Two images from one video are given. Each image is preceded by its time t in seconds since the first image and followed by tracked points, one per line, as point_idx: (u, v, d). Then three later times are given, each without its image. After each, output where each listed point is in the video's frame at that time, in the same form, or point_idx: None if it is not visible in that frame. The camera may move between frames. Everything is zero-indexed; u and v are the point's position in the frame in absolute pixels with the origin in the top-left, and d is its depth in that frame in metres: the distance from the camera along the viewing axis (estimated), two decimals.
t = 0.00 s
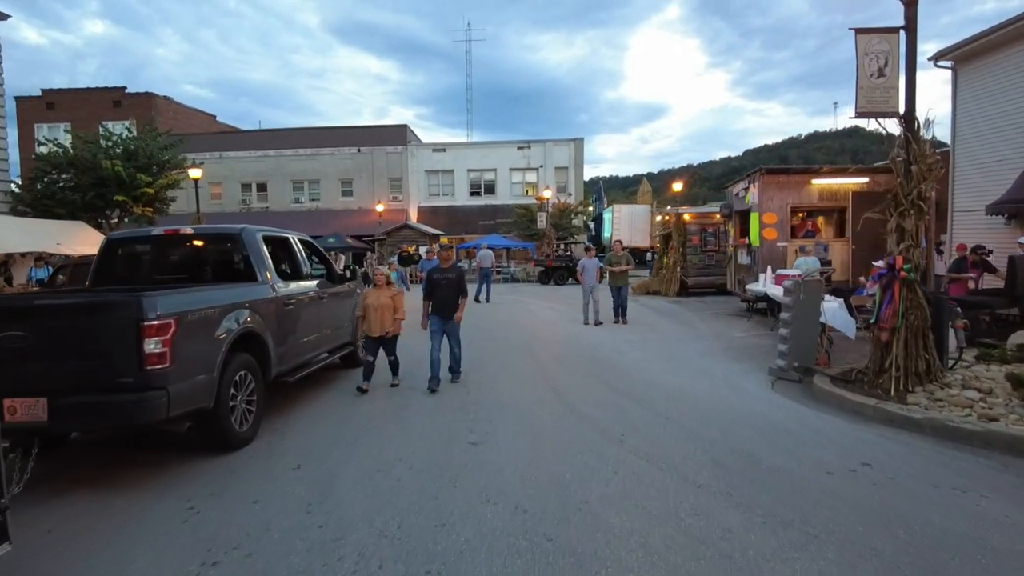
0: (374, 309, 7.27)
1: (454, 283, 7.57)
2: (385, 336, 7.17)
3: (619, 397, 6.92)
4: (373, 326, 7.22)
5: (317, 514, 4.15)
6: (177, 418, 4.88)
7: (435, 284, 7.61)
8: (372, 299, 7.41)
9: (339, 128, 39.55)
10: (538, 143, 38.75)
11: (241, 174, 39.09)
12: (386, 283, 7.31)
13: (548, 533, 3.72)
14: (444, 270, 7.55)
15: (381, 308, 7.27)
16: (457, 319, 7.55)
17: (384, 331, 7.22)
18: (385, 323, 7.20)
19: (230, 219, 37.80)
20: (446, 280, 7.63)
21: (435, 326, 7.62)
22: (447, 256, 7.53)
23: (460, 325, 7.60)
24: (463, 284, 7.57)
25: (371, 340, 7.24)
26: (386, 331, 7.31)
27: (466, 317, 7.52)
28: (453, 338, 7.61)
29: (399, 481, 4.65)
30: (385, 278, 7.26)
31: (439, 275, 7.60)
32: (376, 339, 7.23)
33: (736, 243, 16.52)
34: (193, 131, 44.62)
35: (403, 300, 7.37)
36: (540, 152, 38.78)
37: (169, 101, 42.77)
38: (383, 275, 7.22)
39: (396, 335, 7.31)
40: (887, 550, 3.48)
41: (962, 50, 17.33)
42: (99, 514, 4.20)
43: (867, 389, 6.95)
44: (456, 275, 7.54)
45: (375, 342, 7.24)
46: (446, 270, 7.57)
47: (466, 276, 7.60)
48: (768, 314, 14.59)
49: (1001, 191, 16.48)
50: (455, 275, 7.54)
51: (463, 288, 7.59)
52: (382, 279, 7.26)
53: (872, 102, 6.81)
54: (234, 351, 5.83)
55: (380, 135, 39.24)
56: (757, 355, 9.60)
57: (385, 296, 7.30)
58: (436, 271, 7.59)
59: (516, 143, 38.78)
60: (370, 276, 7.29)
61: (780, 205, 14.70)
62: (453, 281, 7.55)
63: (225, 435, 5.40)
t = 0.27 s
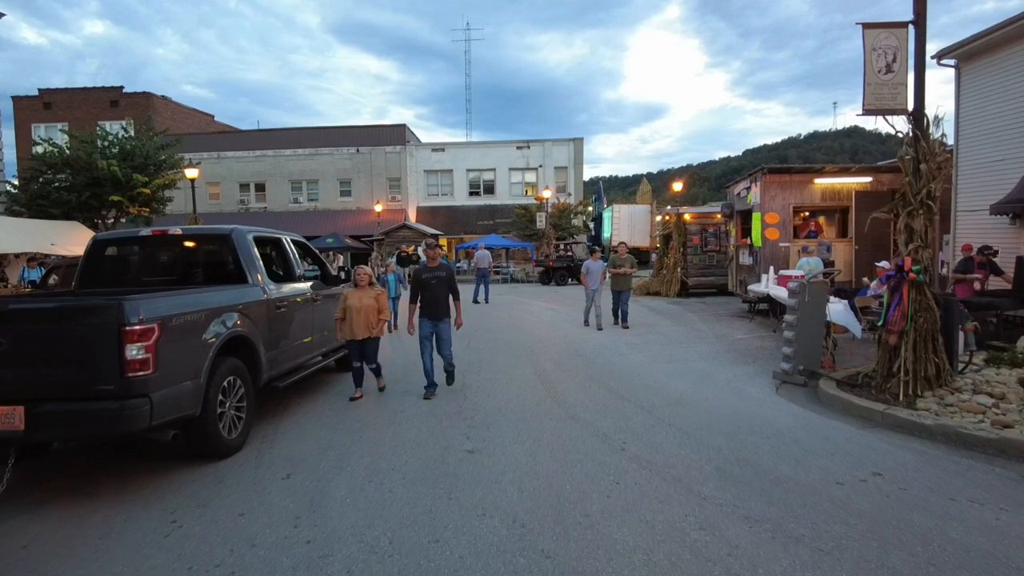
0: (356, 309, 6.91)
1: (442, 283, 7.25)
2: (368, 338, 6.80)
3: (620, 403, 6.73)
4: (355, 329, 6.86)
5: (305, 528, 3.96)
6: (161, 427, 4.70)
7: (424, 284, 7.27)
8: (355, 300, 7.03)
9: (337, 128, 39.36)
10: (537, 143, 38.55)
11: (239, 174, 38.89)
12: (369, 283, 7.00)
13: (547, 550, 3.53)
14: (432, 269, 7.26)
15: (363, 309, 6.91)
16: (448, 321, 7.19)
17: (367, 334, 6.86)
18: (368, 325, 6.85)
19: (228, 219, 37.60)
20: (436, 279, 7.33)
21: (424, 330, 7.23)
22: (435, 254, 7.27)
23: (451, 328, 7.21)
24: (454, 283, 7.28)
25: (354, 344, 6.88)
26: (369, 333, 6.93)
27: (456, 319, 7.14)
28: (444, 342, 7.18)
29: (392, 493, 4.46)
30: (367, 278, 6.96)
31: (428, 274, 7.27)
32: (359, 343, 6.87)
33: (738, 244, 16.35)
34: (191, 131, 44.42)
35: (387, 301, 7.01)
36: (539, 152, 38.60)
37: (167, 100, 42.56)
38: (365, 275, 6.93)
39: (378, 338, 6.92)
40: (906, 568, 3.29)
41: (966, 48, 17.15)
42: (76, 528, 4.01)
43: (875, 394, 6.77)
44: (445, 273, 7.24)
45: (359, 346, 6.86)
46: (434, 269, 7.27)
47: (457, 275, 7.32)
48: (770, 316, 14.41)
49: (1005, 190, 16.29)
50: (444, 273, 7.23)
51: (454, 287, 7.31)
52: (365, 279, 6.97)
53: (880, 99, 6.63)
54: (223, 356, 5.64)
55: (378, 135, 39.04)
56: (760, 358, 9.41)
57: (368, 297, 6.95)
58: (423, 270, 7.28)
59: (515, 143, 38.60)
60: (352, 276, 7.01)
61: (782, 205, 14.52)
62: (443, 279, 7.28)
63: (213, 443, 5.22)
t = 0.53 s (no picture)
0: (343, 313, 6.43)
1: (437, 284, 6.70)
2: (356, 344, 6.34)
3: (624, 407, 6.54)
4: (342, 335, 6.39)
5: (295, 541, 3.77)
6: (147, 434, 4.50)
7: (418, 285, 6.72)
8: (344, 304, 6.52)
9: (336, 127, 39.16)
10: (537, 142, 38.34)
11: (237, 173, 38.68)
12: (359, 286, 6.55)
13: (550, 566, 3.34)
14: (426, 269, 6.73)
15: (352, 313, 6.45)
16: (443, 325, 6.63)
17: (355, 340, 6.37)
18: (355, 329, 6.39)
19: (226, 219, 37.40)
20: (430, 280, 6.75)
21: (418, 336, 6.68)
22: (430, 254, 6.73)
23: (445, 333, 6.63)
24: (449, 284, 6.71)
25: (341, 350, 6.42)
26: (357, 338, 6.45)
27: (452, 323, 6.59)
28: (437, 347, 6.59)
29: (387, 504, 4.27)
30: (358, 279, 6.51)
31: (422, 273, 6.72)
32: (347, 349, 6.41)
33: (741, 244, 16.16)
34: (190, 130, 44.22)
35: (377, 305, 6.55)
36: (539, 151, 38.40)
37: (165, 99, 42.36)
38: (355, 277, 6.51)
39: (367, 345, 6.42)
40: None
41: (972, 45, 16.91)
42: (56, 540, 3.82)
43: (886, 398, 6.57)
44: (440, 274, 6.70)
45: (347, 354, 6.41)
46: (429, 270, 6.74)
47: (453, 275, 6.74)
48: (774, 316, 14.23)
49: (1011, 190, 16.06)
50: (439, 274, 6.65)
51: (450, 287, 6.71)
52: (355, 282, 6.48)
53: (892, 94, 6.43)
54: (213, 358, 5.43)
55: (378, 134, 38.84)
56: (766, 360, 9.22)
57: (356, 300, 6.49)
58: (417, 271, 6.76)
59: (515, 142, 38.40)
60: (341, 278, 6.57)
61: (786, 204, 14.33)
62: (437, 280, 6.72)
63: (202, 449, 5.02)
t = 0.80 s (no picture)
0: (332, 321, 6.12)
1: (431, 289, 6.30)
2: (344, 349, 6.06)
3: (629, 413, 6.34)
4: (332, 341, 6.10)
5: (287, 560, 3.57)
6: (132, 444, 4.29)
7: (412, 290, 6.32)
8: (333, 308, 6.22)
9: (335, 126, 38.91)
10: (537, 142, 38.13)
11: (235, 172, 38.44)
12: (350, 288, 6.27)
13: None
14: (421, 273, 6.33)
15: (342, 318, 6.15)
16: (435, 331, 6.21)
17: (346, 346, 6.09)
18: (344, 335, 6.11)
19: (224, 218, 37.15)
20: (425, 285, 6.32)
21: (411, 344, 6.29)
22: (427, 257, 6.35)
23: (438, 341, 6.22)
24: (445, 288, 6.29)
25: (330, 357, 6.12)
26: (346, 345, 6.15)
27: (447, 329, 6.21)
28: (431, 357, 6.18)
29: (384, 520, 4.07)
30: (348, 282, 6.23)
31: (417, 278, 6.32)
32: (337, 356, 6.12)
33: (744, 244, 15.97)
34: (187, 129, 43.95)
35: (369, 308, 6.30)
36: (539, 150, 38.18)
37: (163, 97, 42.15)
38: (346, 279, 6.24)
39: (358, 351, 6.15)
40: None
41: (978, 44, 16.68)
42: (34, 558, 3.62)
43: (899, 405, 6.38)
44: (435, 278, 6.29)
45: (336, 361, 6.13)
46: (424, 274, 6.33)
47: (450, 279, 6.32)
48: (777, 318, 14.04)
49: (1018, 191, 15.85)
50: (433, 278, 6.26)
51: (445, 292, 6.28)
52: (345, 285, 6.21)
53: (906, 92, 6.23)
54: (204, 364, 5.23)
55: (376, 133, 38.61)
56: (772, 364, 9.03)
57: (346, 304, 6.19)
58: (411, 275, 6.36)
59: (514, 142, 38.18)
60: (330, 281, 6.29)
61: (790, 205, 14.13)
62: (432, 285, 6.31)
63: (192, 459, 4.82)
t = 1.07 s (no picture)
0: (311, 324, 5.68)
1: (417, 286, 5.98)
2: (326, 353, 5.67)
3: (628, 417, 6.13)
4: (312, 345, 5.64)
5: None
6: (105, 451, 4.07)
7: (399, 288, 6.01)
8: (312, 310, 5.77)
9: (331, 124, 38.65)
10: (534, 140, 37.92)
11: (231, 170, 38.15)
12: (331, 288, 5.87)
13: None
14: (410, 269, 6.09)
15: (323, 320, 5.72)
16: (422, 331, 5.89)
17: (328, 350, 5.68)
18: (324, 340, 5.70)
19: (219, 216, 36.89)
20: (411, 282, 6.01)
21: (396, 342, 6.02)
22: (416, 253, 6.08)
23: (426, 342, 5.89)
24: (433, 286, 5.97)
25: (309, 363, 5.68)
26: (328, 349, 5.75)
27: (433, 330, 5.84)
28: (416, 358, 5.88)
29: (371, 534, 3.86)
30: (330, 282, 5.83)
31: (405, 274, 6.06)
32: (317, 361, 5.69)
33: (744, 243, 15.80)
34: (182, 126, 43.63)
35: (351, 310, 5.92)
36: (536, 149, 37.97)
37: (158, 95, 41.85)
38: (327, 279, 5.85)
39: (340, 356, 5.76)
40: None
41: (981, 41, 16.48)
42: None
43: (906, 408, 6.19)
44: (423, 275, 6.00)
45: (316, 367, 5.69)
46: (413, 270, 6.07)
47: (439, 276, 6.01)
48: (777, 319, 13.86)
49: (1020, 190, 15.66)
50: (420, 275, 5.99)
51: (431, 289, 5.95)
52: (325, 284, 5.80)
53: (916, 86, 6.03)
54: (185, 366, 5.01)
55: (373, 131, 38.36)
56: (774, 365, 8.83)
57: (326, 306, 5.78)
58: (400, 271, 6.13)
59: (512, 140, 37.96)
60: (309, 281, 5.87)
61: (791, 203, 13.94)
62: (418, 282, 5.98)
63: (172, 467, 4.61)
